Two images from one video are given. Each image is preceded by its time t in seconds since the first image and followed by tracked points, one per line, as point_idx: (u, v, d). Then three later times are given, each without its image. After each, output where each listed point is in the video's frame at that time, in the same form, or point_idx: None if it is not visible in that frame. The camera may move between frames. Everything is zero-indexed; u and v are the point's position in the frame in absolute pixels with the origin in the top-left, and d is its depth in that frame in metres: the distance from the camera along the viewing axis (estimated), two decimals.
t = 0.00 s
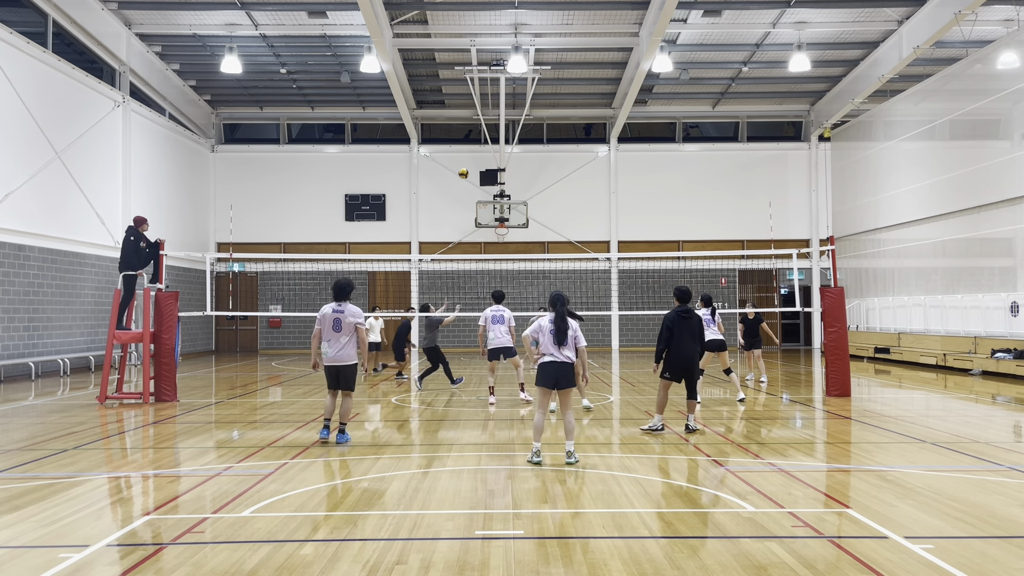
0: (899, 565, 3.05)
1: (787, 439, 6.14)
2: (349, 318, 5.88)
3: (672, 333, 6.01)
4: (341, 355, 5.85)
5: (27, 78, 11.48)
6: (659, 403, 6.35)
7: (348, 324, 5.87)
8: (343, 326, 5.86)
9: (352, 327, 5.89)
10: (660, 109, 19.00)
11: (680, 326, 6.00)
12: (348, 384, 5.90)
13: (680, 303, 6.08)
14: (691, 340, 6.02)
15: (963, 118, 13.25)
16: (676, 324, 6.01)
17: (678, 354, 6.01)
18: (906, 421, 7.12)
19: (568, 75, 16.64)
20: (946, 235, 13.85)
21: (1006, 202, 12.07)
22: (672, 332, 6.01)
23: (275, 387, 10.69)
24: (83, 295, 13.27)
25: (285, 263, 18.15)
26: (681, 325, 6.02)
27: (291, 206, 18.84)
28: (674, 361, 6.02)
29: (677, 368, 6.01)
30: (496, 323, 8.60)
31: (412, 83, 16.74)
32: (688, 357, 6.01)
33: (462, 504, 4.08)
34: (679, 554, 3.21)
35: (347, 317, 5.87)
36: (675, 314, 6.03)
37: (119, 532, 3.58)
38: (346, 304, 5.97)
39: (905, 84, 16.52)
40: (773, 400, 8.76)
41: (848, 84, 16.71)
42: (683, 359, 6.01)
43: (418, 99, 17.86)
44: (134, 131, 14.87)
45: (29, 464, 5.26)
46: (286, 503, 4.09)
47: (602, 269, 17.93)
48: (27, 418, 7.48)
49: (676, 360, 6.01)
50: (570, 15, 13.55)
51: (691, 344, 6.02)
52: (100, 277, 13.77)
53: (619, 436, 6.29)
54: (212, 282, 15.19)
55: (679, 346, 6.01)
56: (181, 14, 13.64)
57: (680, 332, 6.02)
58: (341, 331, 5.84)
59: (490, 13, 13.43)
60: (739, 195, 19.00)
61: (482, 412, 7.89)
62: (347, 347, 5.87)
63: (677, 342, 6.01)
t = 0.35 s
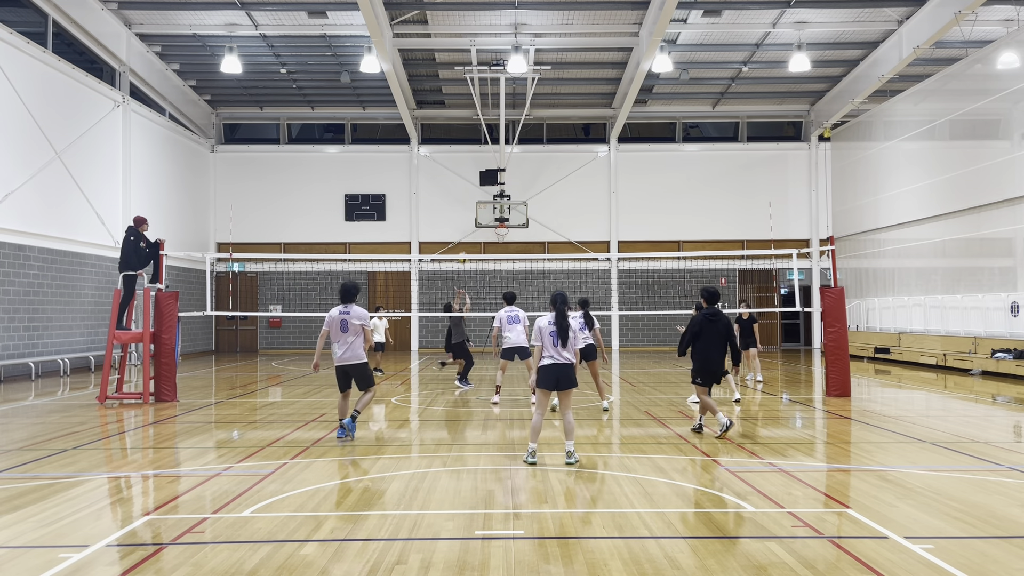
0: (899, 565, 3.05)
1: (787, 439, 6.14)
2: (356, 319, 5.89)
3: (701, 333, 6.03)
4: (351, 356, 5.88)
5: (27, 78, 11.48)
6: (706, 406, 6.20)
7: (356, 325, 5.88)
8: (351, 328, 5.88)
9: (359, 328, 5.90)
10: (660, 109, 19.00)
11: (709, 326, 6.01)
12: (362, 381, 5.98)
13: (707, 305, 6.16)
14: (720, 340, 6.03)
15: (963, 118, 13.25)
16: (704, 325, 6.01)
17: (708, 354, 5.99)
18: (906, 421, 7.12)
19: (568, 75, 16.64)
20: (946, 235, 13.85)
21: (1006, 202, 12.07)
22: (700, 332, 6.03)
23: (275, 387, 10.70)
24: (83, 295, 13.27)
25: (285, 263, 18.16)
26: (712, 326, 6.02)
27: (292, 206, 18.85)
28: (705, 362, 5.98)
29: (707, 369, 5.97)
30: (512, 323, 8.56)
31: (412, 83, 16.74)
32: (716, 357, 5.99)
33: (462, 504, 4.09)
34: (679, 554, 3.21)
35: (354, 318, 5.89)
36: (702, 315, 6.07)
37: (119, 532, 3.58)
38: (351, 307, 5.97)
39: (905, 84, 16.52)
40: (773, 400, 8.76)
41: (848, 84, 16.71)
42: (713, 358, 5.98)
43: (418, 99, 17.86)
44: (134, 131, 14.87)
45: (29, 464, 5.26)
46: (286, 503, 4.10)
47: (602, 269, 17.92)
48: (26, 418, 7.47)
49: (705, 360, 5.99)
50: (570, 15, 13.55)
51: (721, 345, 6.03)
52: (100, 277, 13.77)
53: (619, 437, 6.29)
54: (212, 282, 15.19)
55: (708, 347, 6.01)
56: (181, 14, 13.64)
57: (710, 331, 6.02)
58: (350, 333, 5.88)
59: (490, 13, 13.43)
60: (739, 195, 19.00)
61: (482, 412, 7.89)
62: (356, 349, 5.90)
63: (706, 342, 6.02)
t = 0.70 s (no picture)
0: (900, 565, 3.04)
1: (787, 439, 6.14)
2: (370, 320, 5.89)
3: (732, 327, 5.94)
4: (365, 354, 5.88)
5: (27, 78, 11.48)
6: (735, 409, 5.99)
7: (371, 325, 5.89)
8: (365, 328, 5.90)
9: (375, 328, 5.91)
10: (660, 109, 19.00)
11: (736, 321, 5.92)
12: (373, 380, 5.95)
13: (730, 301, 6.11)
14: (753, 335, 5.89)
15: (963, 118, 13.25)
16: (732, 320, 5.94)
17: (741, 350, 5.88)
18: (906, 421, 7.12)
19: (568, 75, 16.64)
20: (946, 235, 13.85)
21: (1006, 202, 12.07)
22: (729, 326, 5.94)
23: (275, 387, 10.69)
24: (83, 295, 13.27)
25: (285, 263, 18.10)
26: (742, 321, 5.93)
27: (292, 206, 18.84)
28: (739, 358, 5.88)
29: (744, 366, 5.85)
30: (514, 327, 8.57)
31: (412, 83, 16.75)
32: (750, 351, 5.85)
33: (462, 504, 4.08)
34: (679, 554, 3.22)
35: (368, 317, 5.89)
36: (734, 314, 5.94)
37: (118, 532, 3.58)
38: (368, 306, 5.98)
39: (905, 84, 16.52)
40: (773, 400, 8.75)
41: (848, 84, 16.71)
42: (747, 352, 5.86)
43: (418, 99, 17.86)
44: (134, 132, 14.87)
45: (29, 464, 5.25)
46: (286, 503, 4.10)
47: (602, 269, 17.92)
48: (26, 418, 7.47)
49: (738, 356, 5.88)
50: (570, 15, 13.56)
51: (755, 339, 5.89)
52: (100, 277, 13.77)
53: (619, 436, 6.29)
54: (212, 282, 15.19)
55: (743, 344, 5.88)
56: (181, 14, 13.65)
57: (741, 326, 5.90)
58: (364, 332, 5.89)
59: (490, 13, 13.43)
60: (739, 195, 18.99)
61: (482, 412, 7.88)
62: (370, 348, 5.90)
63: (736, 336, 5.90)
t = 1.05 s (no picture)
0: (900, 564, 3.04)
1: (787, 439, 6.14)
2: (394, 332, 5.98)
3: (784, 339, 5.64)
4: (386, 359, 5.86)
5: (27, 78, 11.48)
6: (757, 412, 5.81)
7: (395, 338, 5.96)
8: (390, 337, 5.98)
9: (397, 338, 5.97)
10: (660, 109, 19.00)
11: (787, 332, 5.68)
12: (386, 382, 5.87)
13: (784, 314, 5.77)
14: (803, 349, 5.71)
15: (963, 118, 13.25)
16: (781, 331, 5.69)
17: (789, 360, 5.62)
18: (906, 421, 7.12)
19: (568, 75, 16.64)
20: (946, 235, 13.85)
21: (1006, 202, 12.07)
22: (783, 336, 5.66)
23: (275, 387, 10.69)
24: (83, 295, 13.27)
25: (285, 263, 17.93)
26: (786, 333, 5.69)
27: (292, 206, 18.84)
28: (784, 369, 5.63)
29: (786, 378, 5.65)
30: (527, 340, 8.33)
31: (412, 83, 16.74)
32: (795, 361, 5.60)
33: (461, 504, 4.08)
34: (678, 554, 3.22)
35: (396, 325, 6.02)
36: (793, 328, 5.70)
37: (118, 532, 3.58)
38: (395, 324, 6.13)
39: (905, 84, 16.51)
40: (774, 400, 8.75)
41: (848, 83, 16.70)
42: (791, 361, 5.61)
43: (418, 99, 17.86)
44: (134, 132, 14.87)
45: (29, 464, 5.26)
46: (286, 503, 4.10)
47: (603, 269, 17.93)
48: (26, 418, 7.47)
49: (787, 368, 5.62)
50: (570, 15, 13.55)
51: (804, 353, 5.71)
52: (100, 277, 13.77)
53: (619, 437, 6.29)
54: (212, 282, 15.18)
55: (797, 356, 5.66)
56: (181, 14, 13.64)
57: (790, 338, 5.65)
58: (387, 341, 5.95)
59: (490, 13, 13.43)
60: (739, 195, 19.00)
61: (482, 412, 7.89)
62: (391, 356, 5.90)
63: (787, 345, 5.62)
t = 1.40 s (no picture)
0: (900, 564, 3.04)
1: (787, 438, 6.14)
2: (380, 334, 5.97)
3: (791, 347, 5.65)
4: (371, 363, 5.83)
5: (27, 79, 11.48)
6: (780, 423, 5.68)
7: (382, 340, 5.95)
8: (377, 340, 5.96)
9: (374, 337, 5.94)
10: (660, 109, 19.00)
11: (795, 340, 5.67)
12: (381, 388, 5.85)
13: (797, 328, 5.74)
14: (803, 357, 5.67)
15: (963, 118, 13.25)
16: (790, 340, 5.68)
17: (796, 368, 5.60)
18: (906, 421, 7.12)
19: (568, 75, 16.63)
20: (946, 235, 13.86)
21: (1006, 202, 12.07)
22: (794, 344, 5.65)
23: (275, 387, 10.69)
24: (83, 295, 13.28)
25: (285, 263, 18.03)
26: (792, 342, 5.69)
27: (293, 206, 18.84)
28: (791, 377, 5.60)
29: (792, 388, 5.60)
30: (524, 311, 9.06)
31: (412, 83, 16.74)
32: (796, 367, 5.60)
33: (461, 504, 4.08)
34: (678, 553, 3.22)
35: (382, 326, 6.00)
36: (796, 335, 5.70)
37: (118, 532, 3.58)
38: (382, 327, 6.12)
39: (906, 84, 16.51)
40: (774, 400, 8.75)
41: (848, 84, 16.70)
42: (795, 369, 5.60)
43: (418, 99, 17.86)
44: (134, 132, 14.88)
45: (29, 464, 5.26)
46: (286, 503, 4.10)
47: (602, 269, 17.93)
48: (26, 418, 7.47)
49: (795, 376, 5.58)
50: (570, 15, 13.55)
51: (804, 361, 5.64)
52: (100, 277, 13.77)
53: (619, 437, 6.28)
54: (212, 282, 15.19)
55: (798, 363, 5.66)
56: (181, 14, 13.64)
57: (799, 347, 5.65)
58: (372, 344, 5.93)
59: (490, 13, 13.43)
60: (739, 195, 19.00)
61: (481, 412, 7.89)
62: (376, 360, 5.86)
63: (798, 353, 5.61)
